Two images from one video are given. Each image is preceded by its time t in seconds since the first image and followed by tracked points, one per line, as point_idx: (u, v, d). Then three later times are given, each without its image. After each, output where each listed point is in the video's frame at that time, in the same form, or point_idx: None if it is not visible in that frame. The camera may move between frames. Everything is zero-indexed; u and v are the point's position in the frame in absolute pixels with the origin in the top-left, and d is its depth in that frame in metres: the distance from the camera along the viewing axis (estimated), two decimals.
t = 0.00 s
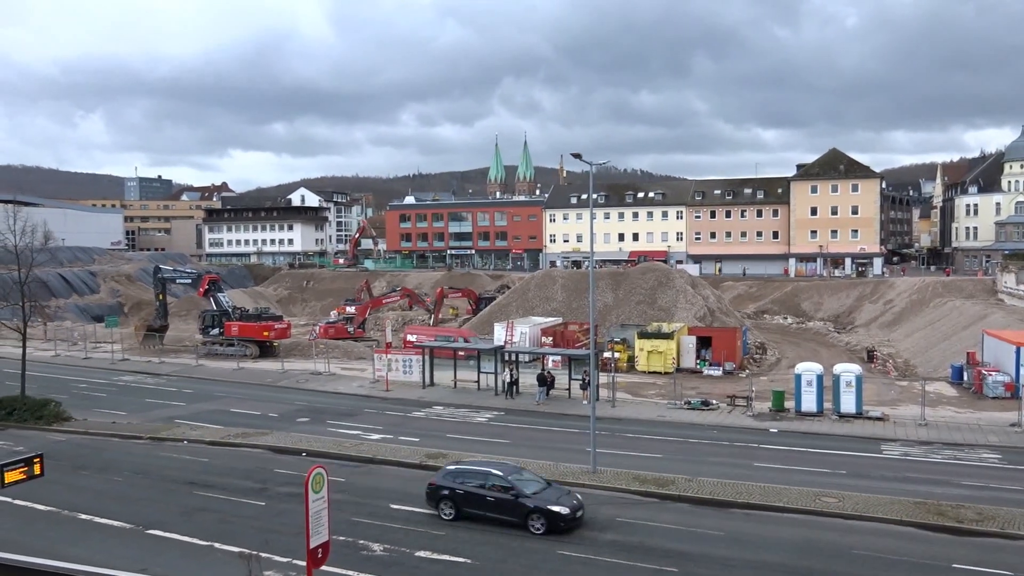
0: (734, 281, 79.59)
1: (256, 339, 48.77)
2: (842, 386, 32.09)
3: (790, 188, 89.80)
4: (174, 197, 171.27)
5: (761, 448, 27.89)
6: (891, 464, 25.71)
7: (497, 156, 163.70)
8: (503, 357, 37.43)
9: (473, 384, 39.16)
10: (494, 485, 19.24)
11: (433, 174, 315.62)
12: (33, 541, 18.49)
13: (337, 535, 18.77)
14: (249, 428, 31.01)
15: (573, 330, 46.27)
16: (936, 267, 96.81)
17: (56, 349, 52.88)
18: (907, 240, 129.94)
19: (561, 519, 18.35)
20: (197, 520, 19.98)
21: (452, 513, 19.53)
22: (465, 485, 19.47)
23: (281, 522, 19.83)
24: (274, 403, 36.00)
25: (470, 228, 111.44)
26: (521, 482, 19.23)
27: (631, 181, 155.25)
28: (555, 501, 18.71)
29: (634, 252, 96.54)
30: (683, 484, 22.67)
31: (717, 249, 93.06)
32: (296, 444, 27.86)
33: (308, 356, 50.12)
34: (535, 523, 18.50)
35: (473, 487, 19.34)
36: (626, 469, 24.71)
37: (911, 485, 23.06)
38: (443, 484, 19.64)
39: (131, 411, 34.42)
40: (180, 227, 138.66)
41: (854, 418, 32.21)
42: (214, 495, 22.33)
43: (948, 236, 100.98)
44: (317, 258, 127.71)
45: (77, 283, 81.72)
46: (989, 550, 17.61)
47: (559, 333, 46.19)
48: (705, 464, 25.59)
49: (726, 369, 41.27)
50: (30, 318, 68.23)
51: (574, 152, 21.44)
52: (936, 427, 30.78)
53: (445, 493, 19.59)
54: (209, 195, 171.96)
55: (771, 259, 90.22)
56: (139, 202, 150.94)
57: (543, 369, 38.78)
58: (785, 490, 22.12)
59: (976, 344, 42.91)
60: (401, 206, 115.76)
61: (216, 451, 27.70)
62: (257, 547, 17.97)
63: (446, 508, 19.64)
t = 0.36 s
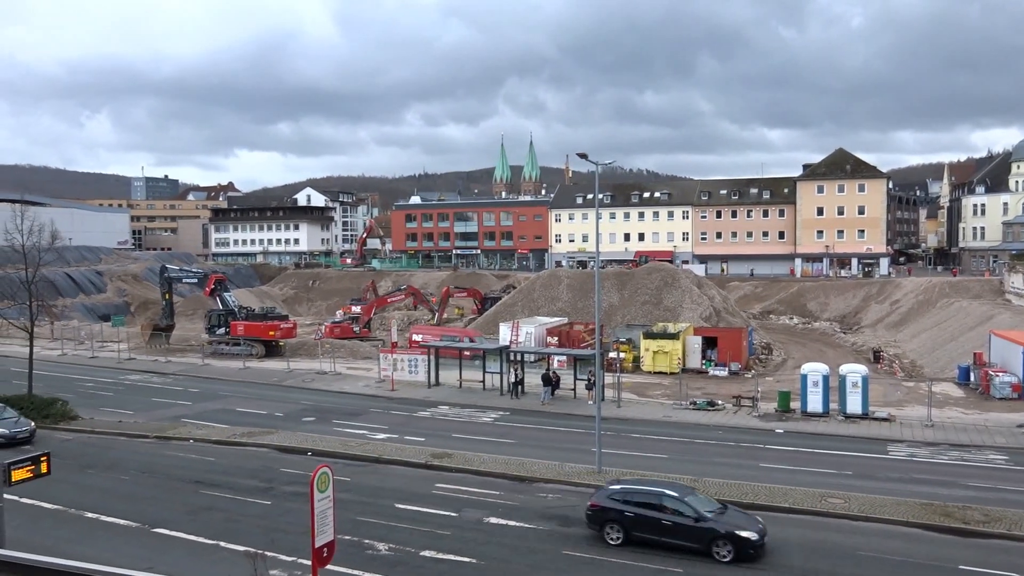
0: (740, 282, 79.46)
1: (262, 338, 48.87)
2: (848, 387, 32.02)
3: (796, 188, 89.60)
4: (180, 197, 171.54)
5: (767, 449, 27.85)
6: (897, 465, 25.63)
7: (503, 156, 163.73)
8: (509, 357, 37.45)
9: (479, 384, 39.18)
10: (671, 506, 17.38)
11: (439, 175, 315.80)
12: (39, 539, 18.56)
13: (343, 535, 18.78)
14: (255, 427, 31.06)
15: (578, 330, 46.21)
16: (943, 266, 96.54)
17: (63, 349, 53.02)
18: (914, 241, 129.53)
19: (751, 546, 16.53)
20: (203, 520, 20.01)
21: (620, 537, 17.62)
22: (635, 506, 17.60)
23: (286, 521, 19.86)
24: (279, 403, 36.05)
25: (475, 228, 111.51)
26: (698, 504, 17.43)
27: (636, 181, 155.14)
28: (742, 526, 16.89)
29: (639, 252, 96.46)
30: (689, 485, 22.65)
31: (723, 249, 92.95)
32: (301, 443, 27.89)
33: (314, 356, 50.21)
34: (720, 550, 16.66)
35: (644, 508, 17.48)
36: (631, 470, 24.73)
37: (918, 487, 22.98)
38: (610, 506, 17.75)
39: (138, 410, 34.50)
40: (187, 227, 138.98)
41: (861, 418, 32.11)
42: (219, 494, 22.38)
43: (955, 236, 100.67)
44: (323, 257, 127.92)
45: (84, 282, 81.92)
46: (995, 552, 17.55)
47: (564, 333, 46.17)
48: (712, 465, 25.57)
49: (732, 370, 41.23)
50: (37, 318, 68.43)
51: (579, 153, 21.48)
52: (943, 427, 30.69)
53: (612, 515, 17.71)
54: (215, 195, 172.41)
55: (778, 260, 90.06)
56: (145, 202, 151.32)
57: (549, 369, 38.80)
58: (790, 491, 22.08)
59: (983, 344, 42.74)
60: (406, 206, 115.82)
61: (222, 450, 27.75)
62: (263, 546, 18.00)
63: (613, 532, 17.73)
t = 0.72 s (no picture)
0: (746, 284, 79.30)
1: (268, 338, 48.97)
2: (854, 389, 31.89)
3: (803, 189, 89.34)
4: (187, 196, 172.05)
5: (773, 451, 27.81)
6: (903, 468, 25.53)
7: (509, 156, 163.82)
8: (514, 357, 37.42)
9: (484, 385, 39.18)
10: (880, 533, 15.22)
11: (445, 175, 316.11)
12: (46, 537, 18.64)
13: (348, 534, 18.80)
14: (261, 426, 31.12)
15: (584, 330, 46.16)
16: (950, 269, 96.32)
17: (70, 347, 53.21)
18: (921, 243, 129.14)
19: None
20: (209, 518, 20.06)
21: (822, 569, 15.45)
22: (838, 533, 15.41)
23: (292, 520, 19.89)
24: (285, 402, 36.12)
25: (481, 229, 111.56)
26: (912, 532, 15.24)
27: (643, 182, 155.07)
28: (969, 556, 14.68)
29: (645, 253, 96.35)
30: (694, 487, 22.60)
31: (729, 250, 92.81)
32: (307, 442, 27.93)
33: (319, 355, 50.30)
34: None
35: (849, 535, 15.32)
36: (636, 471, 24.70)
37: (925, 490, 22.88)
38: (810, 532, 15.57)
39: (144, 409, 34.61)
40: (194, 227, 139.37)
41: (867, 421, 32.02)
42: (225, 493, 22.44)
43: (962, 238, 100.27)
44: (329, 257, 128.17)
45: (91, 282, 82.21)
46: (1003, 556, 17.46)
47: (570, 333, 46.13)
48: (717, 466, 25.52)
49: (738, 372, 41.15)
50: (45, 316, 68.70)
51: (587, 153, 21.47)
52: (950, 430, 30.57)
53: (813, 543, 15.53)
54: (223, 194, 172.92)
55: (785, 262, 89.84)
56: (152, 202, 151.82)
57: (554, 370, 38.81)
58: (796, 493, 22.02)
59: (991, 348, 42.52)
60: (412, 206, 115.88)
61: (228, 449, 27.81)
62: (268, 545, 18.02)
63: (812, 563, 15.56)
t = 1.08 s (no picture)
0: (753, 285, 79.24)
1: (275, 339, 49.07)
2: (862, 390, 31.80)
3: (810, 190, 89.10)
4: (194, 198, 172.65)
5: (780, 452, 27.73)
6: (910, 469, 25.44)
7: (516, 157, 163.86)
8: (520, 358, 37.40)
9: (491, 385, 39.18)
10: None
11: (451, 176, 316.31)
12: (53, 537, 18.71)
13: (354, 535, 18.83)
14: (268, 427, 31.20)
15: (591, 331, 46.13)
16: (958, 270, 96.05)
17: (78, 348, 53.43)
18: (929, 244, 128.68)
19: None
20: (215, 519, 20.10)
21: None
22: None
23: (299, 521, 19.91)
24: (292, 403, 36.19)
25: (487, 230, 111.63)
26: None
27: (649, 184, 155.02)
28: None
29: (652, 254, 96.25)
30: (701, 488, 22.56)
31: (736, 251, 92.67)
32: (314, 443, 28.00)
33: (326, 356, 50.39)
34: None
35: None
36: (642, 472, 24.67)
37: (934, 491, 22.78)
38: None
39: (152, 409, 34.74)
40: (201, 228, 139.83)
41: (875, 422, 31.94)
42: (232, 493, 22.50)
43: (970, 239, 99.86)
44: (336, 258, 128.41)
45: (99, 283, 82.53)
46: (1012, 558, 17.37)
47: (576, 334, 46.10)
48: (724, 467, 25.48)
49: (745, 373, 41.12)
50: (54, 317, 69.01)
51: (594, 154, 21.45)
52: (958, 432, 30.47)
53: None
54: (230, 195, 173.42)
55: (792, 262, 89.68)
56: (160, 203, 152.39)
57: (561, 371, 38.78)
58: (804, 494, 21.97)
59: (999, 349, 42.30)
60: (418, 207, 116.04)
61: (235, 450, 27.88)
62: (274, 545, 18.07)
63: None
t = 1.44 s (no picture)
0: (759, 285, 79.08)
1: (280, 339, 49.14)
2: (868, 391, 31.68)
3: (816, 190, 88.86)
4: (200, 198, 172.99)
5: (786, 453, 27.65)
6: (916, 471, 25.36)
7: (521, 157, 163.77)
8: (525, 358, 37.35)
9: (496, 386, 39.16)
10: None
11: (457, 176, 316.39)
12: (59, 536, 18.77)
13: (359, 535, 18.83)
14: (274, 427, 31.25)
15: (596, 332, 46.08)
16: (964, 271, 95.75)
17: (85, 348, 53.62)
18: (935, 244, 128.23)
19: None
20: (221, 519, 20.14)
21: None
22: None
23: (304, 521, 19.93)
24: (298, 403, 36.26)
25: (493, 230, 111.64)
26: None
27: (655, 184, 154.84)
28: None
29: (657, 254, 96.14)
30: (706, 488, 22.52)
31: (742, 252, 92.53)
32: (319, 443, 28.03)
33: (331, 356, 50.48)
34: None
35: None
36: (648, 473, 24.62)
37: (941, 493, 22.71)
38: None
39: (158, 409, 34.87)
40: (206, 228, 140.17)
41: (881, 423, 31.84)
42: (237, 493, 22.53)
43: (977, 240, 99.48)
44: (341, 259, 128.59)
45: (105, 282, 82.76)
46: (1019, 561, 17.28)
47: (582, 335, 46.04)
48: (729, 468, 25.44)
49: (750, 373, 41.02)
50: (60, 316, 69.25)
51: (600, 155, 21.39)
52: (965, 433, 30.35)
53: None
54: (235, 196, 173.76)
55: (798, 263, 89.49)
56: (166, 203, 152.81)
57: (566, 372, 38.76)
58: (809, 496, 21.91)
59: (1006, 350, 42.12)
60: (424, 207, 116.16)
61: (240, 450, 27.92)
62: (279, 545, 18.10)
63: None
